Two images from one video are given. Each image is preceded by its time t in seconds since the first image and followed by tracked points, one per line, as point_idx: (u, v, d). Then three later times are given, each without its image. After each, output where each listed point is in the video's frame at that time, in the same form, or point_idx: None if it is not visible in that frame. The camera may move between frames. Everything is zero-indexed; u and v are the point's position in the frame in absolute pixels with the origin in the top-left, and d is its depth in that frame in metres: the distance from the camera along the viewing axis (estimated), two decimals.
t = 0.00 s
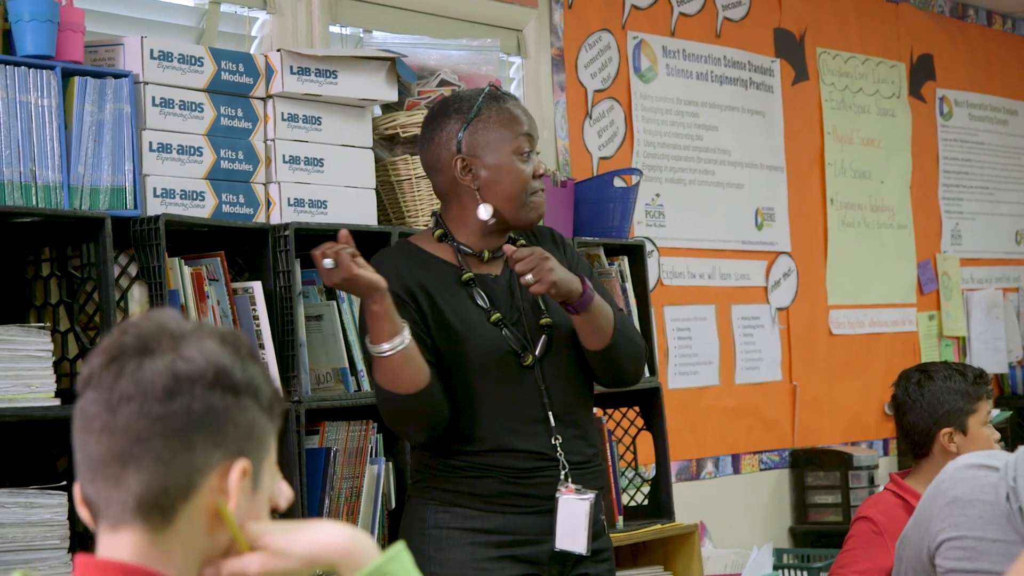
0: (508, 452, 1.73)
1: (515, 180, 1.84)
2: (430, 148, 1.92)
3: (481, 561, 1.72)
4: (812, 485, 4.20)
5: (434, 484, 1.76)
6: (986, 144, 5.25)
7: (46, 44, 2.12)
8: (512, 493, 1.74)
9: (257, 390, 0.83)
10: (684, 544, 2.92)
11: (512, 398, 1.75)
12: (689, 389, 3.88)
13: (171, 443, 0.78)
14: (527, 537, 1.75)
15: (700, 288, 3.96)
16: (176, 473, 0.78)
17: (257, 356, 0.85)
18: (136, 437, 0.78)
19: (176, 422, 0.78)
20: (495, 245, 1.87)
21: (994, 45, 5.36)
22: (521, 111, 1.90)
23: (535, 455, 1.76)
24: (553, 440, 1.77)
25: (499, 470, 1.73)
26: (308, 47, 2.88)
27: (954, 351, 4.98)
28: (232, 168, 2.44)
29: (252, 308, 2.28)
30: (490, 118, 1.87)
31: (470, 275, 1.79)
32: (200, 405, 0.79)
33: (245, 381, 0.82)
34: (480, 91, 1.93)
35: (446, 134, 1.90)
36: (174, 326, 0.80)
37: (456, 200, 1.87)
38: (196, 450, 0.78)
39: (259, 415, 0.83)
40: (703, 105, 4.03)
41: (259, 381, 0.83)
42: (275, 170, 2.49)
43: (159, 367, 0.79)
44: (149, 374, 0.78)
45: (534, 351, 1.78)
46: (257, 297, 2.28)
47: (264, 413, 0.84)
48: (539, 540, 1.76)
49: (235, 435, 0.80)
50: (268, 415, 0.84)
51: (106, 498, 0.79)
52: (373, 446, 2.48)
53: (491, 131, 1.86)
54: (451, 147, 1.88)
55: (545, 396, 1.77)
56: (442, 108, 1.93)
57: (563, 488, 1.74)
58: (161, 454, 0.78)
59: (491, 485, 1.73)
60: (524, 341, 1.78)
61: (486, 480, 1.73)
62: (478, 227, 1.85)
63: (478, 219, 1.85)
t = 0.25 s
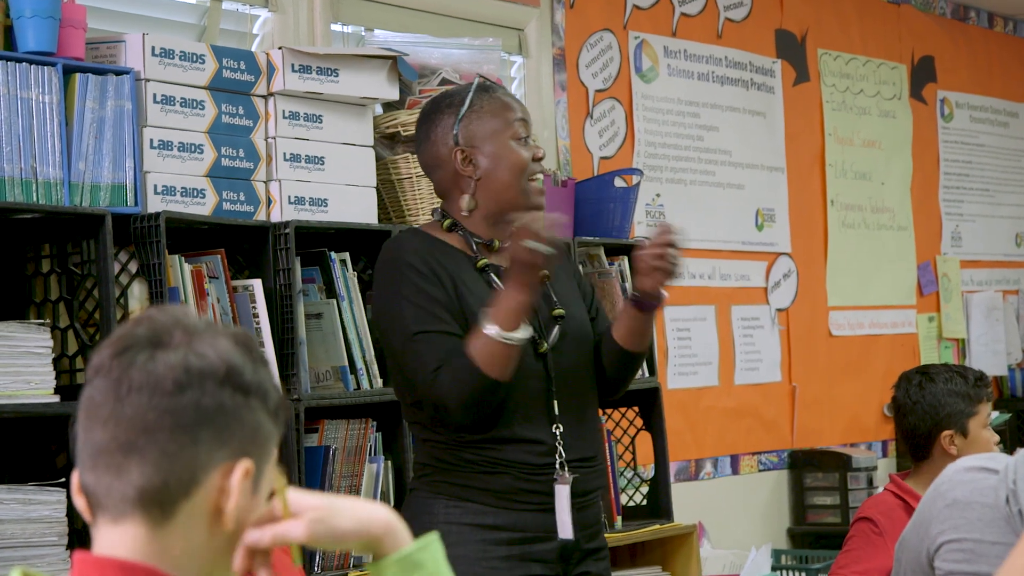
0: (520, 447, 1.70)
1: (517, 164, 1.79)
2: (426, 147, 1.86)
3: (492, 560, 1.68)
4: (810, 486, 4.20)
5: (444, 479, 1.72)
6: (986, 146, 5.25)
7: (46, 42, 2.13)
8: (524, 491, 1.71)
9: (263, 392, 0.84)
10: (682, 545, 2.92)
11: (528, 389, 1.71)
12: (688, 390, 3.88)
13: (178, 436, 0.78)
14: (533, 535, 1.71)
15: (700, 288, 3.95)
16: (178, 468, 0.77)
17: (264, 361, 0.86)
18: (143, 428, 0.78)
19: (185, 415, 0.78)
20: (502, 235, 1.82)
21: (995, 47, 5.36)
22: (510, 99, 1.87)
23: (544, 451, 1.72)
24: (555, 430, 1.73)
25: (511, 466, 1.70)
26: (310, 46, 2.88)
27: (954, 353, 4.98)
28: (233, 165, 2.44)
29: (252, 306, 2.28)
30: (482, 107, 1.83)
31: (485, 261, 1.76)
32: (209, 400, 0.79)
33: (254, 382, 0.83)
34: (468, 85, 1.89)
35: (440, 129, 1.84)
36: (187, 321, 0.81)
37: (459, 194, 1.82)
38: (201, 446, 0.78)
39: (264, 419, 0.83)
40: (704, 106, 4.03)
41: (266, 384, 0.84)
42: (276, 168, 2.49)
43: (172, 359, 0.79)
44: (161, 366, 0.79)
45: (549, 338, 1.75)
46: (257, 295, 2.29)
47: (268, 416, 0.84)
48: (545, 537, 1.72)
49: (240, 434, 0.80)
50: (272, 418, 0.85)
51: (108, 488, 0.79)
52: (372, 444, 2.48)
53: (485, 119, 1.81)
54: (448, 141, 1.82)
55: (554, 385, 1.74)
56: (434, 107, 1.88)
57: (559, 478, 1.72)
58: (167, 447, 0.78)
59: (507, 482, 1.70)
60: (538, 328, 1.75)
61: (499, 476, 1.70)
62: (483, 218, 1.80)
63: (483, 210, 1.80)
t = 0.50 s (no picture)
0: (537, 451, 1.72)
1: (543, 176, 1.84)
2: (456, 133, 1.88)
3: (510, 560, 1.71)
4: (809, 488, 4.20)
5: (456, 479, 1.72)
6: (986, 149, 5.25)
7: (47, 39, 2.13)
8: (537, 493, 1.74)
9: (271, 395, 0.84)
10: (681, 545, 2.92)
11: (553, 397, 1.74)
12: (687, 390, 3.88)
13: (191, 437, 0.77)
14: (541, 536, 1.74)
15: (700, 289, 3.95)
16: (189, 469, 0.77)
17: (271, 362, 0.86)
18: (155, 426, 0.77)
19: (199, 416, 0.78)
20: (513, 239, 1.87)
21: (996, 50, 5.35)
22: (546, 107, 1.90)
23: (558, 456, 1.76)
24: (574, 438, 1.79)
25: (528, 469, 1.72)
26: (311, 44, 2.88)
27: (953, 355, 4.98)
28: (234, 164, 2.44)
29: (253, 305, 2.29)
30: (521, 110, 1.86)
31: (511, 261, 1.80)
32: (223, 402, 0.79)
33: (263, 385, 0.83)
34: (510, 82, 1.90)
35: (474, 123, 1.86)
36: (203, 319, 0.80)
37: (481, 189, 1.85)
38: (212, 448, 0.78)
39: (272, 423, 0.84)
40: (705, 106, 4.03)
41: (273, 386, 0.84)
42: (277, 167, 2.49)
43: (189, 359, 0.78)
44: (177, 364, 0.78)
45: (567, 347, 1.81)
46: (257, 293, 2.29)
47: (275, 419, 0.84)
48: (551, 539, 1.76)
49: (250, 438, 0.80)
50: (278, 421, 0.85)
51: (114, 485, 0.78)
52: (371, 444, 2.48)
53: (524, 124, 1.84)
54: (480, 136, 1.84)
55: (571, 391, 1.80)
56: (472, 95, 1.89)
57: (576, 485, 1.74)
58: (179, 448, 0.77)
59: (523, 484, 1.72)
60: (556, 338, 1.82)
61: (516, 478, 1.71)
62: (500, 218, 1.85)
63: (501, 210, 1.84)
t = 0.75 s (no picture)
0: (544, 453, 1.72)
1: (551, 177, 1.84)
2: (467, 130, 1.89)
3: (508, 561, 1.71)
4: (808, 489, 4.20)
5: (461, 479, 1.72)
6: (987, 151, 5.24)
7: (50, 36, 2.12)
8: (541, 495, 1.73)
9: (277, 399, 0.84)
10: (681, 545, 2.92)
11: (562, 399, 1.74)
12: (687, 391, 3.88)
13: (196, 438, 0.78)
14: (544, 537, 1.75)
15: (700, 291, 3.95)
16: (193, 470, 0.77)
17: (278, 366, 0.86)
18: (161, 425, 0.78)
19: (205, 418, 0.78)
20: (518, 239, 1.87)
21: (998, 52, 5.35)
22: (560, 110, 1.89)
23: (564, 458, 1.76)
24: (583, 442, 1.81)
25: (534, 470, 1.72)
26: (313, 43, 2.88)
27: (953, 358, 4.98)
28: (236, 162, 2.44)
29: (254, 304, 2.28)
30: (533, 111, 1.86)
31: (520, 262, 1.80)
32: (229, 405, 0.79)
33: (270, 390, 0.83)
34: (526, 82, 1.91)
35: (485, 120, 1.87)
36: (212, 321, 0.81)
37: (488, 187, 1.85)
38: (217, 451, 0.78)
39: (276, 426, 0.83)
40: (706, 107, 4.03)
41: (279, 391, 0.85)
42: (278, 165, 2.49)
43: (197, 360, 0.79)
44: (185, 365, 0.78)
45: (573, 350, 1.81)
46: (258, 292, 2.28)
47: (279, 423, 0.85)
48: (553, 540, 1.76)
49: (255, 441, 0.81)
50: (282, 426, 0.85)
51: (117, 484, 0.78)
52: (371, 443, 2.49)
53: (535, 124, 1.85)
54: (491, 133, 1.85)
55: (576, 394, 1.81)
56: (487, 93, 1.90)
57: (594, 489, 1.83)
58: (184, 448, 0.78)
59: (524, 486, 1.71)
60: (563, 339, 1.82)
61: (521, 480, 1.71)
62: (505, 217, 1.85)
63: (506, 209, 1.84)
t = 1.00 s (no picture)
0: (544, 453, 1.72)
1: (551, 177, 1.84)
2: (467, 130, 1.89)
3: (508, 561, 1.70)
4: (809, 491, 4.19)
5: (461, 480, 1.72)
6: (989, 154, 5.24)
7: (53, 34, 2.12)
8: (541, 496, 1.73)
9: (280, 395, 0.84)
10: (682, 546, 2.92)
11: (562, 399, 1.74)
12: (688, 392, 3.88)
13: (193, 436, 0.78)
14: (545, 537, 1.74)
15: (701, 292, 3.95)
16: (192, 468, 0.77)
17: (282, 363, 0.86)
18: (159, 425, 0.78)
19: (202, 415, 0.79)
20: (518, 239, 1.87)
21: (1000, 55, 5.35)
22: (559, 108, 1.90)
23: (564, 459, 1.76)
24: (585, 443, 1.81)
25: (534, 471, 1.72)
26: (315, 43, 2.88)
27: (954, 360, 4.97)
28: (238, 161, 2.44)
29: (256, 304, 2.29)
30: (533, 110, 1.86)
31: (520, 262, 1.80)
32: (227, 402, 0.79)
33: (271, 387, 0.83)
34: (525, 82, 1.91)
35: (487, 121, 1.87)
36: (209, 320, 0.81)
37: (488, 187, 1.85)
38: (217, 448, 0.78)
39: (279, 424, 0.83)
40: (709, 109, 4.03)
41: (283, 387, 0.85)
42: (281, 165, 2.48)
43: (192, 358, 0.79)
44: (182, 364, 0.79)
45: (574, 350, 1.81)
46: (260, 291, 2.29)
47: (284, 420, 0.84)
48: (555, 540, 1.76)
49: (256, 439, 0.80)
50: (288, 423, 0.85)
51: (118, 484, 0.79)
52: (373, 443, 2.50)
53: (535, 124, 1.84)
54: (490, 133, 1.85)
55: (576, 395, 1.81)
56: (486, 93, 1.90)
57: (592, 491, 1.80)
58: (182, 446, 0.78)
59: (526, 486, 1.72)
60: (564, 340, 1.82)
61: (521, 480, 1.71)
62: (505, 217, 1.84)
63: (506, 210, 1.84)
